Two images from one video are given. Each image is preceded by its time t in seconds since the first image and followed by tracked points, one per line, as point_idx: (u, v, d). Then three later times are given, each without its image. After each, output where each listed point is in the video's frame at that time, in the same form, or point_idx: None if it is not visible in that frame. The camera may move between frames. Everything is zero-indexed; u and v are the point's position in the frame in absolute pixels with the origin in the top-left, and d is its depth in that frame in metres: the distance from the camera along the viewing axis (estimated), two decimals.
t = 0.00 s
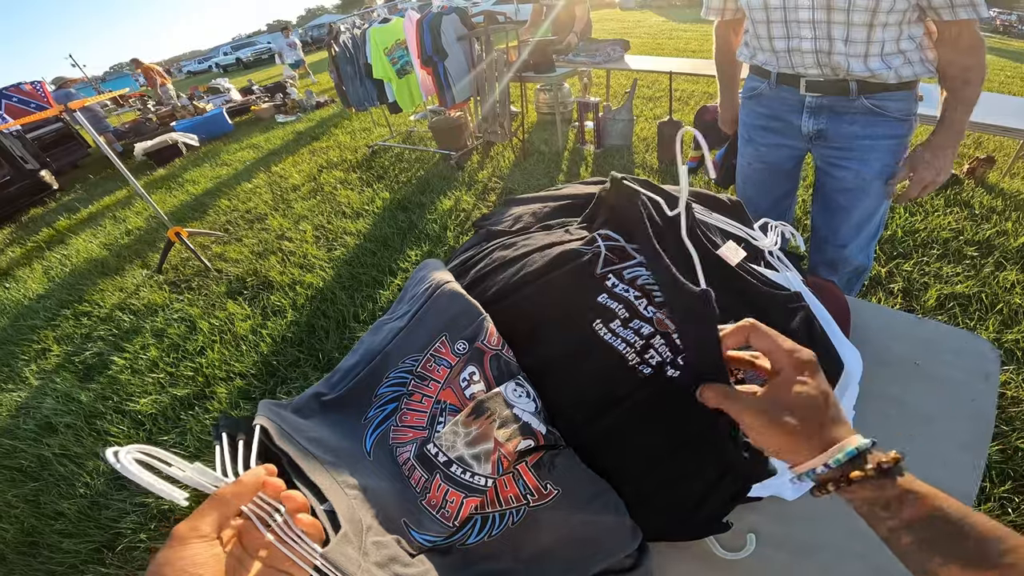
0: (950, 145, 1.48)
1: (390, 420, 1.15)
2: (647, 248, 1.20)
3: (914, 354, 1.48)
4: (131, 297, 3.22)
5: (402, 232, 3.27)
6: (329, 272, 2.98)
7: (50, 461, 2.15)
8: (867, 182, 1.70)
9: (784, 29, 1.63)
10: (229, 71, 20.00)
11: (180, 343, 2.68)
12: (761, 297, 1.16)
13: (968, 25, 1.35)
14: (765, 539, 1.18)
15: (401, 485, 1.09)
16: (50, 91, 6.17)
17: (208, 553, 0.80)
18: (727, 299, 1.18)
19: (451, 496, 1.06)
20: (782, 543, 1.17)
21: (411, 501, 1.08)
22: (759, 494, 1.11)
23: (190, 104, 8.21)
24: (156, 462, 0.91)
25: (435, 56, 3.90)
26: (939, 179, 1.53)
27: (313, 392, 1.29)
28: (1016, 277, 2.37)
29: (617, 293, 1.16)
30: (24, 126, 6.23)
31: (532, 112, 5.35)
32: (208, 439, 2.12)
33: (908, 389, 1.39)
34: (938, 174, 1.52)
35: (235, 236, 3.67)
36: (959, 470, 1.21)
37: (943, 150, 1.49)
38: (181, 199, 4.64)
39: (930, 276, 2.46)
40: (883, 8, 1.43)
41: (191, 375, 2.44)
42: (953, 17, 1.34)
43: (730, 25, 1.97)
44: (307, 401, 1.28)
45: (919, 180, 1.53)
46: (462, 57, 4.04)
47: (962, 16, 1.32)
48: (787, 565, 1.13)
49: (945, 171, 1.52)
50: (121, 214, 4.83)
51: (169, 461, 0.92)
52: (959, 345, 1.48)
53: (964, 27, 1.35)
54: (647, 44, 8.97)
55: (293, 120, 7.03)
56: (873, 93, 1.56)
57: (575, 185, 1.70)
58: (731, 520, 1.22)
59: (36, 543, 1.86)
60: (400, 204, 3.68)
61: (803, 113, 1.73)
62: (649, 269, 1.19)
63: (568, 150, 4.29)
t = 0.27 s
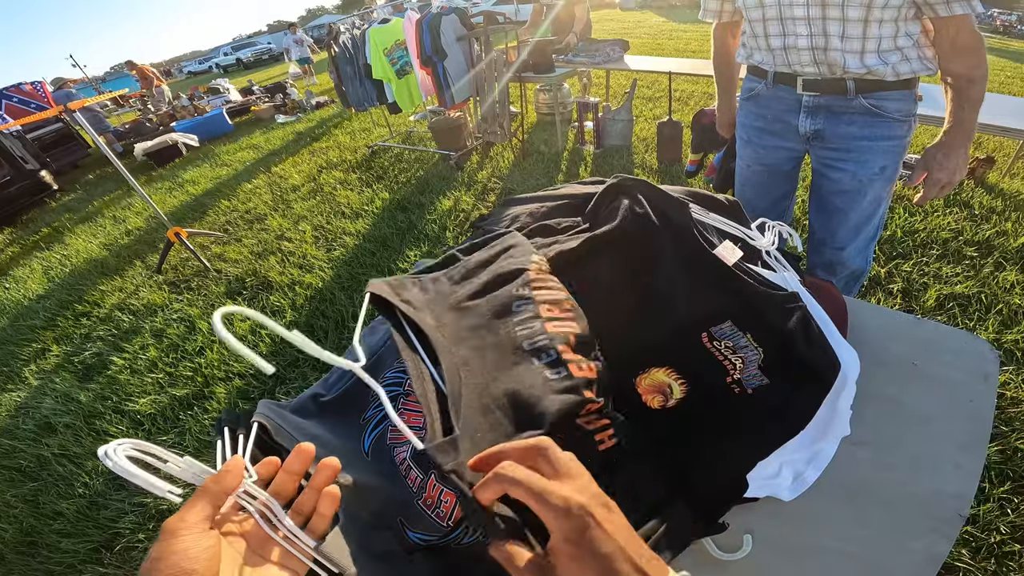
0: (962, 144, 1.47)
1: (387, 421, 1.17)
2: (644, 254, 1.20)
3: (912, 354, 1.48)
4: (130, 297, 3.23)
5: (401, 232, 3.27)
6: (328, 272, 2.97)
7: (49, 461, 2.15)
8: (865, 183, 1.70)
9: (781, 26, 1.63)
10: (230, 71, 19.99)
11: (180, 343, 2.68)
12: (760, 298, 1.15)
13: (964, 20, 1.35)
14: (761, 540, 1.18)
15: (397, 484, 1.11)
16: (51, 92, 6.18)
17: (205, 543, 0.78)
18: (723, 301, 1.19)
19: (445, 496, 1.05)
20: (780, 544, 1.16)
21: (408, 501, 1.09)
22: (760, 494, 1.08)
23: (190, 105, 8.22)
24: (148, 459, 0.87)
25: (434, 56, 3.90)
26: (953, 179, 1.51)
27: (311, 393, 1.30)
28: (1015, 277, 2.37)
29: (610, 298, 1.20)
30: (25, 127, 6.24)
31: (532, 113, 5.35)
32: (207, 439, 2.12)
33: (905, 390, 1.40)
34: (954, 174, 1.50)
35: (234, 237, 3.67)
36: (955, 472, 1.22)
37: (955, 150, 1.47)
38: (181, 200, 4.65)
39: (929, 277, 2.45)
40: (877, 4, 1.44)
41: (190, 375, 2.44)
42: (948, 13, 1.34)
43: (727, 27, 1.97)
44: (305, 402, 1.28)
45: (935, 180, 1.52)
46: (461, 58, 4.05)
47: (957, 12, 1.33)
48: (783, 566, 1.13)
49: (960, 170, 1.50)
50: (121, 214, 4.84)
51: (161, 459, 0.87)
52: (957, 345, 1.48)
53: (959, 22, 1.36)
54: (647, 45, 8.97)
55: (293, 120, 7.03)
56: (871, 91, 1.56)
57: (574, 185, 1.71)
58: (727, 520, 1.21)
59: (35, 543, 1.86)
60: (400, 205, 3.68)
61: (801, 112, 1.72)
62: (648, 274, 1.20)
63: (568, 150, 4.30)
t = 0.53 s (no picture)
0: (955, 143, 1.47)
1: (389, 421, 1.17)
2: (647, 252, 1.21)
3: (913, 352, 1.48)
4: (132, 297, 3.23)
5: (402, 232, 3.27)
6: (329, 272, 2.98)
7: (51, 460, 2.16)
8: (867, 183, 1.70)
9: (784, 26, 1.64)
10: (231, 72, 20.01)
11: (181, 343, 2.68)
12: (759, 297, 1.16)
13: (966, 19, 1.35)
14: (763, 539, 1.18)
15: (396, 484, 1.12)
16: (53, 92, 6.19)
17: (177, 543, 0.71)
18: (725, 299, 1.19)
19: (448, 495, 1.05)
20: (781, 542, 1.17)
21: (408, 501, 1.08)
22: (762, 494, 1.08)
23: (192, 105, 8.23)
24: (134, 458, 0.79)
25: (435, 56, 3.91)
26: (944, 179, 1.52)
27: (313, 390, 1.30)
28: (1016, 277, 2.37)
29: (612, 295, 1.20)
30: (26, 127, 6.25)
31: (533, 113, 5.36)
32: (208, 439, 2.12)
33: (904, 389, 1.40)
34: (944, 173, 1.50)
35: (235, 237, 3.67)
36: (957, 470, 1.22)
37: (948, 149, 1.47)
38: (182, 200, 4.65)
39: (930, 277, 2.45)
40: (880, 3, 1.44)
41: (192, 374, 2.44)
42: (949, 12, 1.34)
43: (729, 28, 1.97)
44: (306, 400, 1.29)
45: (925, 178, 1.53)
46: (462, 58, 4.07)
47: (957, 11, 1.33)
48: (784, 565, 1.13)
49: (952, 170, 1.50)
50: (122, 214, 4.84)
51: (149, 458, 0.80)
52: (957, 344, 1.48)
53: (960, 22, 1.35)
54: (647, 45, 8.98)
55: (294, 121, 7.04)
56: (874, 91, 1.56)
57: (575, 185, 1.71)
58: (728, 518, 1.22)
59: (36, 543, 1.86)
60: (401, 205, 3.68)
61: (805, 112, 1.73)
62: (650, 270, 1.20)
63: (569, 150, 4.30)
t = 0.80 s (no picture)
0: (955, 142, 1.47)
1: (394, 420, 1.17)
2: (651, 250, 1.20)
3: (917, 350, 1.48)
4: (133, 297, 3.23)
5: (403, 232, 3.27)
6: (331, 272, 2.98)
7: (52, 461, 2.15)
8: (872, 183, 1.70)
9: (790, 27, 1.64)
10: (231, 72, 20.03)
11: (183, 343, 2.68)
12: (763, 296, 1.15)
13: (971, 20, 1.35)
14: (768, 537, 1.18)
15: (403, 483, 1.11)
16: (54, 93, 6.19)
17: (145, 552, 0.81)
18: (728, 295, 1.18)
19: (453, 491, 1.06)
20: (785, 541, 1.17)
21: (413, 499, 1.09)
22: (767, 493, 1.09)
23: (193, 106, 8.23)
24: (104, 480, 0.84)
25: (437, 56, 3.91)
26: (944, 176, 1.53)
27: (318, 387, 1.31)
28: (1018, 276, 2.37)
29: (615, 293, 1.20)
30: (27, 128, 6.25)
31: (534, 113, 5.36)
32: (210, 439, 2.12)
33: (907, 387, 1.40)
34: (943, 172, 1.51)
35: (237, 237, 3.67)
36: (961, 468, 1.22)
37: (948, 149, 1.48)
38: (183, 200, 4.66)
39: (932, 276, 2.45)
40: (888, 4, 1.44)
41: (194, 374, 2.44)
42: (956, 13, 1.34)
43: (734, 28, 1.96)
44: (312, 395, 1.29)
45: (923, 178, 1.55)
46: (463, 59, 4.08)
47: (963, 12, 1.34)
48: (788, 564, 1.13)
49: (951, 167, 1.51)
50: (123, 215, 4.84)
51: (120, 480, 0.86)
52: (961, 342, 1.48)
53: (966, 22, 1.36)
54: (647, 46, 9.01)
55: (296, 121, 7.04)
56: (881, 91, 1.56)
57: (577, 184, 1.71)
58: (734, 517, 1.21)
59: (37, 543, 1.86)
60: (402, 205, 3.69)
61: (811, 112, 1.73)
62: (654, 267, 1.20)
63: (570, 151, 4.30)
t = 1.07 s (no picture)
0: (963, 144, 1.48)
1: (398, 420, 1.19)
2: (652, 249, 1.21)
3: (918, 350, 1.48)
4: (134, 297, 3.23)
5: (404, 233, 3.28)
6: (331, 272, 2.98)
7: (54, 460, 2.16)
8: (875, 183, 1.71)
9: (793, 28, 1.64)
10: (231, 73, 20.02)
11: (184, 343, 2.69)
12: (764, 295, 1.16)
13: (974, 21, 1.36)
14: (769, 535, 1.19)
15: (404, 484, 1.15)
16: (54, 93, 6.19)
17: (164, 558, 0.81)
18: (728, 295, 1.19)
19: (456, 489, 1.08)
20: (786, 538, 1.17)
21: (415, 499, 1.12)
22: (769, 490, 1.10)
23: (193, 106, 8.24)
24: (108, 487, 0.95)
25: (437, 57, 3.92)
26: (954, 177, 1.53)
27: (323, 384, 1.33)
28: (1018, 276, 2.37)
29: (615, 291, 1.20)
30: (27, 128, 6.25)
31: (534, 114, 5.37)
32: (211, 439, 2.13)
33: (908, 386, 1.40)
34: (954, 173, 1.52)
35: (237, 237, 3.68)
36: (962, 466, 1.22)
37: (957, 149, 1.49)
38: (183, 201, 4.66)
39: (932, 276, 2.46)
40: (890, 5, 1.45)
41: (195, 374, 2.45)
42: (959, 14, 1.35)
43: (735, 28, 1.97)
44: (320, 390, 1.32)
45: (935, 178, 1.55)
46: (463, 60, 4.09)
47: (966, 13, 1.34)
48: (788, 561, 1.14)
49: (964, 168, 1.51)
50: (123, 215, 4.84)
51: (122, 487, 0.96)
52: (963, 341, 1.48)
53: (969, 23, 1.36)
54: (647, 46, 9.01)
55: (296, 121, 7.05)
56: (885, 92, 1.57)
57: (579, 184, 1.71)
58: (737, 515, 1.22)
59: (39, 543, 1.87)
60: (403, 205, 3.69)
61: (813, 112, 1.73)
62: (654, 267, 1.20)
63: (570, 151, 4.31)
